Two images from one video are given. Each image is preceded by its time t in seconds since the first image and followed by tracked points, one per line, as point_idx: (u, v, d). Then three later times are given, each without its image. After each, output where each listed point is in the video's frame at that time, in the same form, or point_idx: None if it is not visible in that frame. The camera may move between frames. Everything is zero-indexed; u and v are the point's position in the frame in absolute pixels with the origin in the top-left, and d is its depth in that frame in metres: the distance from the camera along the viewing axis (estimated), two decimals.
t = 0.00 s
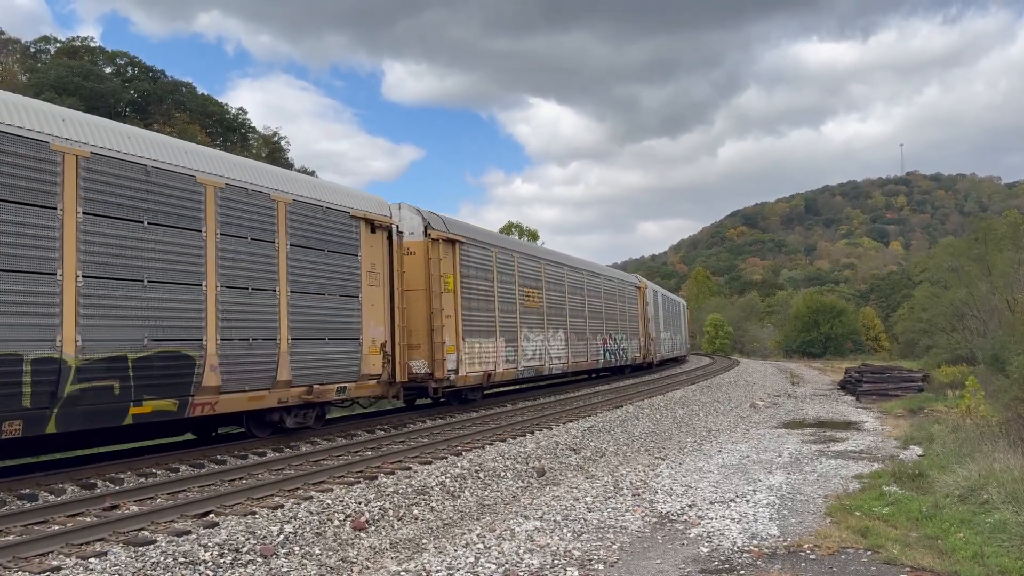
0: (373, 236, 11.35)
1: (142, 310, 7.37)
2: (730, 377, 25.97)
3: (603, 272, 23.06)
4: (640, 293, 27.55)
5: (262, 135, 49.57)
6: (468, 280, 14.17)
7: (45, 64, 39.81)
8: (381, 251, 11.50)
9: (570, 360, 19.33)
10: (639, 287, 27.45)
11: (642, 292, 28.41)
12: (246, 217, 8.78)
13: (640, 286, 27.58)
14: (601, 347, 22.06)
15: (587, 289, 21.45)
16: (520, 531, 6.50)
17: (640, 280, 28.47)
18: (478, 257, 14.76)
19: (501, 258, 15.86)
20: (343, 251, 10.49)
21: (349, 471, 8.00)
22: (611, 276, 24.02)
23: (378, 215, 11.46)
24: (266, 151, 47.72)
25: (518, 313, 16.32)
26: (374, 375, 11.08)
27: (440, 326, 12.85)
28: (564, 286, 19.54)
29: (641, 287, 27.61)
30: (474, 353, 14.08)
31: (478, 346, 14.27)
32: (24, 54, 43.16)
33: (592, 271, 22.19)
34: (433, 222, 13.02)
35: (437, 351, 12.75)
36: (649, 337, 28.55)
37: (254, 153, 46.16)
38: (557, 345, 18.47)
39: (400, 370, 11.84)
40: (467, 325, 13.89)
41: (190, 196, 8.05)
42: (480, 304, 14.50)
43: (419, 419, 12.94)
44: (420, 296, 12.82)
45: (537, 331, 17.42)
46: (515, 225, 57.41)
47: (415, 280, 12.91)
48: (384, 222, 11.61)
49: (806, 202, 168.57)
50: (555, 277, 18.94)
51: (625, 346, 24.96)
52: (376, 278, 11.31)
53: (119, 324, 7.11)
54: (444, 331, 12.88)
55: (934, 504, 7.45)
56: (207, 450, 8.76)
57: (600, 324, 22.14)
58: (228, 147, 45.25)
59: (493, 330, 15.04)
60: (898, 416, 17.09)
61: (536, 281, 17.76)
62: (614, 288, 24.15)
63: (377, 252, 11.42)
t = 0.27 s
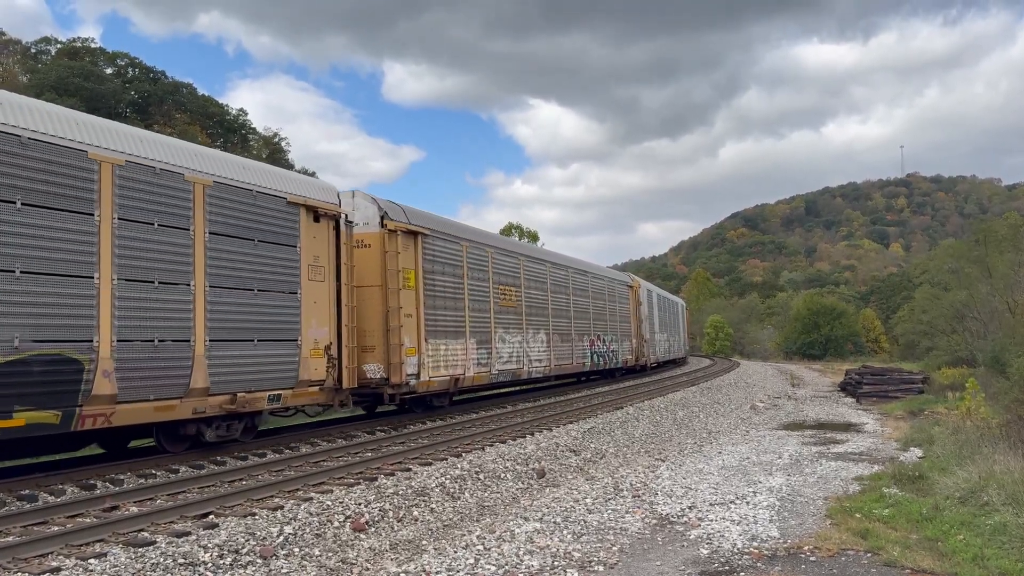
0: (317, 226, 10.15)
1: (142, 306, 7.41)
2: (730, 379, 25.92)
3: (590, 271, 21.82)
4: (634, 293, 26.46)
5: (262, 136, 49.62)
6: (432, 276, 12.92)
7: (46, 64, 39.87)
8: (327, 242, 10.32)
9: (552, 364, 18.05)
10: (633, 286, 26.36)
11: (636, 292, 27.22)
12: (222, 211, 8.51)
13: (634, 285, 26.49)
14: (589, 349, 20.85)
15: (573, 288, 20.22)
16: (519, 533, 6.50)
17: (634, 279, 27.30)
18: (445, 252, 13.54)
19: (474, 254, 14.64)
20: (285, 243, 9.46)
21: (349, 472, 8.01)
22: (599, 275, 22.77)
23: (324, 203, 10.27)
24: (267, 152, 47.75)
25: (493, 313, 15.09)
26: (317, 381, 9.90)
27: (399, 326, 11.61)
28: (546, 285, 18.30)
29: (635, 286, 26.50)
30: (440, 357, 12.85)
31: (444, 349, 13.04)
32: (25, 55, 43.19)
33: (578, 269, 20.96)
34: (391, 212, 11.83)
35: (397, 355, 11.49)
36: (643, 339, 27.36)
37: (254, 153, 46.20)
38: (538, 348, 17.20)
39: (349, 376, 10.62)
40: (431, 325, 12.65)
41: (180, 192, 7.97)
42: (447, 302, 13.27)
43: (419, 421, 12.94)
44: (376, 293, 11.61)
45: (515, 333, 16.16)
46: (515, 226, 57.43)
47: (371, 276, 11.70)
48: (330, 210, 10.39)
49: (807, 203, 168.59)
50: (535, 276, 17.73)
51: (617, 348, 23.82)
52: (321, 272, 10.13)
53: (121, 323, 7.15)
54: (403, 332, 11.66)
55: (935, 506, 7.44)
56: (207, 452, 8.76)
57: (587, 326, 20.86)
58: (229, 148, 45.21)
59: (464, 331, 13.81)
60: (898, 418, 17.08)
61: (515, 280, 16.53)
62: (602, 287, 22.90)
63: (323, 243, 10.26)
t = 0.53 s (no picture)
0: (245, 212, 8.97)
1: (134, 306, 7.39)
2: (730, 381, 25.91)
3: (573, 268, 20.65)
4: (625, 292, 25.52)
5: (262, 137, 49.68)
6: (388, 271, 11.76)
7: (46, 65, 39.91)
8: (259, 231, 9.13)
9: (529, 367, 16.91)
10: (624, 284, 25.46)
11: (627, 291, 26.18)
12: (183, 208, 8.08)
13: (624, 285, 25.59)
14: (573, 351, 19.79)
15: (554, 287, 19.06)
16: (519, 534, 6.50)
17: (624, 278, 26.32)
18: (403, 245, 12.37)
19: (438, 248, 13.46)
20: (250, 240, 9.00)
21: (349, 474, 8.01)
22: (583, 272, 21.61)
23: (256, 187, 9.10)
24: (267, 153, 47.80)
25: (462, 313, 13.95)
26: (243, 388, 8.73)
27: (347, 327, 10.51)
28: (524, 283, 17.15)
29: (625, 284, 25.56)
30: (397, 360, 11.74)
31: (402, 352, 11.94)
32: (25, 57, 43.21)
33: (560, 267, 19.78)
34: (337, 199, 10.81)
35: (344, 358, 10.39)
36: (634, 340, 26.27)
37: (254, 155, 46.29)
38: (513, 351, 16.04)
39: (285, 384, 9.46)
40: (386, 326, 11.53)
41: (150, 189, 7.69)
42: (405, 300, 12.16)
43: (418, 422, 12.97)
44: (321, 290, 10.51)
45: (487, 334, 15.01)
46: (514, 227, 57.45)
47: (316, 270, 10.57)
48: (262, 195, 9.19)
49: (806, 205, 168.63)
50: (512, 273, 16.61)
51: (605, 349, 22.79)
52: (250, 265, 8.95)
53: (115, 325, 7.15)
54: (350, 333, 10.57)
55: (935, 507, 7.44)
56: (206, 453, 8.76)
57: (569, 328, 19.72)
58: (229, 150, 45.28)
59: (426, 332, 12.69)
60: (897, 420, 17.08)
61: (487, 277, 15.38)
62: (586, 286, 21.73)
63: (254, 232, 9.10)
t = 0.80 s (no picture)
0: (152, 194, 7.79)
1: (34, 306, 6.45)
2: (729, 382, 25.92)
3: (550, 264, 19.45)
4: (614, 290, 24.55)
5: (262, 139, 49.70)
6: (333, 264, 10.64)
7: (46, 67, 39.95)
8: (170, 218, 7.95)
9: (498, 370, 15.78)
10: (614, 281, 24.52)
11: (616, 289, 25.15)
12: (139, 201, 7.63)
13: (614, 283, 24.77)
14: (552, 352, 18.80)
15: (527, 284, 17.90)
16: (518, 536, 6.49)
17: (614, 276, 25.32)
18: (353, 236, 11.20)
19: (395, 240, 12.28)
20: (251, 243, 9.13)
21: (348, 476, 8.01)
22: (561, 269, 20.45)
23: (164, 166, 7.88)
24: (266, 155, 47.82)
25: (424, 311, 12.84)
26: (146, 398, 7.56)
27: (279, 327, 9.45)
28: (494, 280, 16.00)
29: (615, 282, 24.58)
30: (343, 363, 10.66)
31: (351, 355, 10.88)
32: (25, 58, 43.22)
33: (536, 263, 18.60)
34: (271, 184, 9.70)
35: (278, 362, 9.38)
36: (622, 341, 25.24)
37: (254, 157, 46.33)
38: (480, 353, 14.96)
39: (199, 394, 8.29)
40: (330, 326, 10.45)
41: (39, 169, 6.61)
42: (355, 296, 11.06)
43: (417, 423, 12.99)
44: (249, 284, 9.38)
45: (452, 335, 13.90)
46: (513, 228, 57.52)
47: (245, 262, 9.42)
48: (175, 175, 8.01)
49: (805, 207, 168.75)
50: (481, 269, 15.46)
51: (590, 351, 21.79)
52: (155, 255, 7.73)
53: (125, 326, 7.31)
54: (285, 333, 9.54)
55: (934, 509, 7.45)
56: (206, 454, 8.77)
57: (545, 328, 18.58)
58: (229, 151, 45.32)
59: (381, 332, 11.59)
60: (897, 421, 17.09)
61: (454, 273, 14.24)
62: (564, 284, 20.54)
63: (167, 218, 7.92)
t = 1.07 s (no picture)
0: (25, 170, 6.82)
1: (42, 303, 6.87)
2: (729, 384, 25.92)
3: (531, 260, 18.20)
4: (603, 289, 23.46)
5: (261, 141, 49.69)
6: (263, 256, 9.39)
7: (45, 69, 39.97)
8: (47, 196, 6.99)
9: (468, 375, 14.48)
10: (602, 279, 23.45)
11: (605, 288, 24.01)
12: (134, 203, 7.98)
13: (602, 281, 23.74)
14: (534, 353, 17.67)
15: (505, 280, 16.65)
16: (518, 538, 6.49)
17: (603, 273, 24.17)
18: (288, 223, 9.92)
19: (343, 230, 11.03)
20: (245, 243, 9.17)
21: (347, 477, 8.00)
22: (544, 266, 19.19)
23: (44, 141, 6.96)
24: (266, 157, 47.80)
25: (379, 309, 11.63)
26: (15, 409, 6.55)
27: (193, 327, 8.24)
28: (464, 276, 14.73)
29: (604, 280, 23.48)
30: (277, 369, 9.44)
31: (287, 359, 9.64)
32: (24, 60, 43.20)
33: (514, 259, 17.34)
34: (184, 164, 8.47)
35: (191, 367, 8.17)
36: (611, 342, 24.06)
37: (254, 159, 46.34)
38: (446, 356, 13.72)
39: (88, 403, 7.28)
40: (257, 326, 9.20)
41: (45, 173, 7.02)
42: (293, 292, 9.84)
43: (417, 424, 13.02)
44: (155, 277, 8.15)
45: (414, 335, 12.66)
46: (513, 230, 57.54)
47: (151, 251, 8.20)
48: (57, 149, 7.07)
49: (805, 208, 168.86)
50: (449, 264, 14.18)
51: (576, 353, 20.65)
52: (28, 238, 6.81)
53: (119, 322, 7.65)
54: (202, 333, 8.33)
55: (933, 510, 7.45)
56: (205, 456, 8.77)
57: (523, 329, 17.31)
58: (228, 153, 45.33)
59: (326, 333, 10.37)
60: (897, 423, 17.08)
61: (416, 267, 12.99)
62: (548, 282, 19.29)
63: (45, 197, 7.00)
